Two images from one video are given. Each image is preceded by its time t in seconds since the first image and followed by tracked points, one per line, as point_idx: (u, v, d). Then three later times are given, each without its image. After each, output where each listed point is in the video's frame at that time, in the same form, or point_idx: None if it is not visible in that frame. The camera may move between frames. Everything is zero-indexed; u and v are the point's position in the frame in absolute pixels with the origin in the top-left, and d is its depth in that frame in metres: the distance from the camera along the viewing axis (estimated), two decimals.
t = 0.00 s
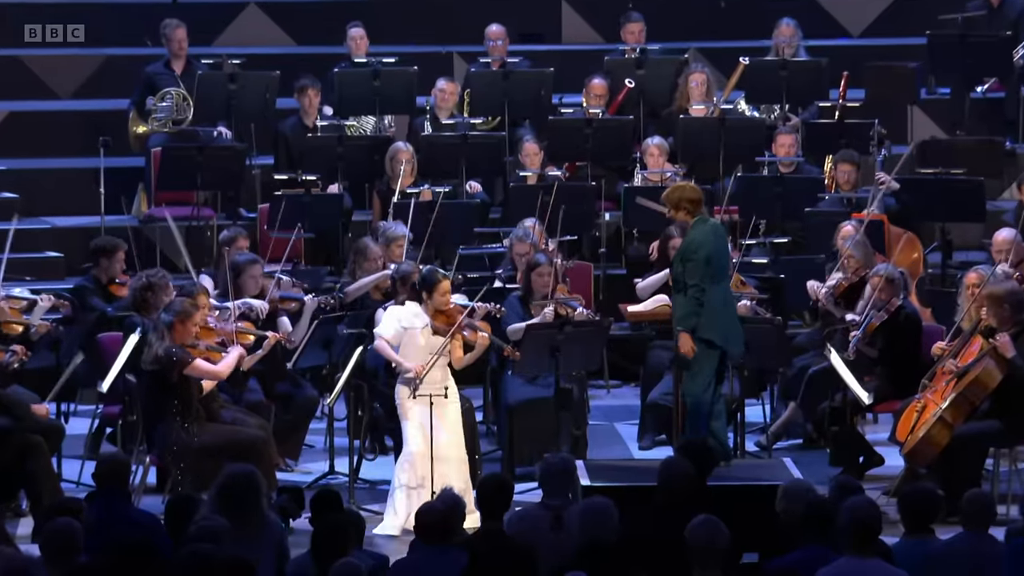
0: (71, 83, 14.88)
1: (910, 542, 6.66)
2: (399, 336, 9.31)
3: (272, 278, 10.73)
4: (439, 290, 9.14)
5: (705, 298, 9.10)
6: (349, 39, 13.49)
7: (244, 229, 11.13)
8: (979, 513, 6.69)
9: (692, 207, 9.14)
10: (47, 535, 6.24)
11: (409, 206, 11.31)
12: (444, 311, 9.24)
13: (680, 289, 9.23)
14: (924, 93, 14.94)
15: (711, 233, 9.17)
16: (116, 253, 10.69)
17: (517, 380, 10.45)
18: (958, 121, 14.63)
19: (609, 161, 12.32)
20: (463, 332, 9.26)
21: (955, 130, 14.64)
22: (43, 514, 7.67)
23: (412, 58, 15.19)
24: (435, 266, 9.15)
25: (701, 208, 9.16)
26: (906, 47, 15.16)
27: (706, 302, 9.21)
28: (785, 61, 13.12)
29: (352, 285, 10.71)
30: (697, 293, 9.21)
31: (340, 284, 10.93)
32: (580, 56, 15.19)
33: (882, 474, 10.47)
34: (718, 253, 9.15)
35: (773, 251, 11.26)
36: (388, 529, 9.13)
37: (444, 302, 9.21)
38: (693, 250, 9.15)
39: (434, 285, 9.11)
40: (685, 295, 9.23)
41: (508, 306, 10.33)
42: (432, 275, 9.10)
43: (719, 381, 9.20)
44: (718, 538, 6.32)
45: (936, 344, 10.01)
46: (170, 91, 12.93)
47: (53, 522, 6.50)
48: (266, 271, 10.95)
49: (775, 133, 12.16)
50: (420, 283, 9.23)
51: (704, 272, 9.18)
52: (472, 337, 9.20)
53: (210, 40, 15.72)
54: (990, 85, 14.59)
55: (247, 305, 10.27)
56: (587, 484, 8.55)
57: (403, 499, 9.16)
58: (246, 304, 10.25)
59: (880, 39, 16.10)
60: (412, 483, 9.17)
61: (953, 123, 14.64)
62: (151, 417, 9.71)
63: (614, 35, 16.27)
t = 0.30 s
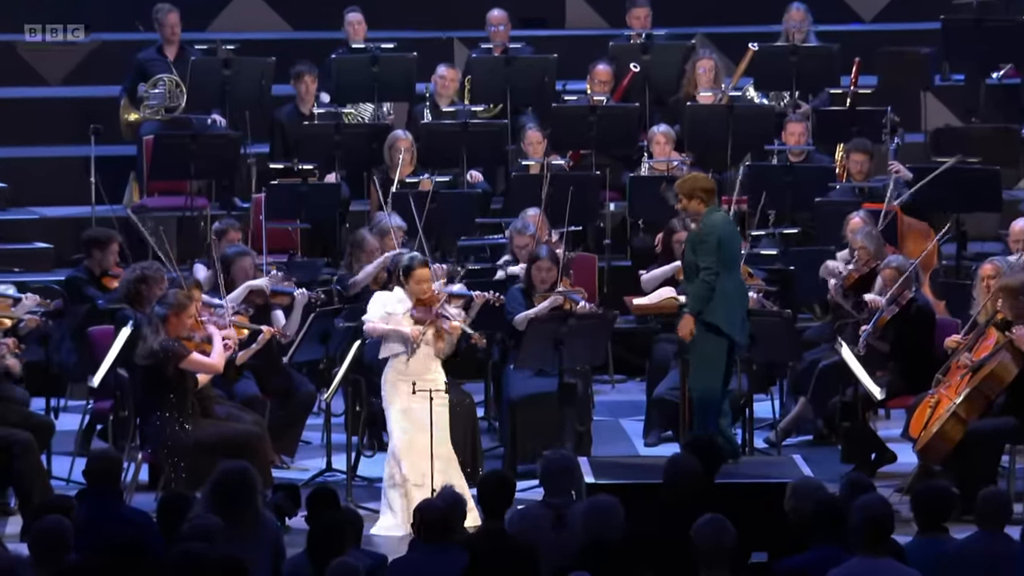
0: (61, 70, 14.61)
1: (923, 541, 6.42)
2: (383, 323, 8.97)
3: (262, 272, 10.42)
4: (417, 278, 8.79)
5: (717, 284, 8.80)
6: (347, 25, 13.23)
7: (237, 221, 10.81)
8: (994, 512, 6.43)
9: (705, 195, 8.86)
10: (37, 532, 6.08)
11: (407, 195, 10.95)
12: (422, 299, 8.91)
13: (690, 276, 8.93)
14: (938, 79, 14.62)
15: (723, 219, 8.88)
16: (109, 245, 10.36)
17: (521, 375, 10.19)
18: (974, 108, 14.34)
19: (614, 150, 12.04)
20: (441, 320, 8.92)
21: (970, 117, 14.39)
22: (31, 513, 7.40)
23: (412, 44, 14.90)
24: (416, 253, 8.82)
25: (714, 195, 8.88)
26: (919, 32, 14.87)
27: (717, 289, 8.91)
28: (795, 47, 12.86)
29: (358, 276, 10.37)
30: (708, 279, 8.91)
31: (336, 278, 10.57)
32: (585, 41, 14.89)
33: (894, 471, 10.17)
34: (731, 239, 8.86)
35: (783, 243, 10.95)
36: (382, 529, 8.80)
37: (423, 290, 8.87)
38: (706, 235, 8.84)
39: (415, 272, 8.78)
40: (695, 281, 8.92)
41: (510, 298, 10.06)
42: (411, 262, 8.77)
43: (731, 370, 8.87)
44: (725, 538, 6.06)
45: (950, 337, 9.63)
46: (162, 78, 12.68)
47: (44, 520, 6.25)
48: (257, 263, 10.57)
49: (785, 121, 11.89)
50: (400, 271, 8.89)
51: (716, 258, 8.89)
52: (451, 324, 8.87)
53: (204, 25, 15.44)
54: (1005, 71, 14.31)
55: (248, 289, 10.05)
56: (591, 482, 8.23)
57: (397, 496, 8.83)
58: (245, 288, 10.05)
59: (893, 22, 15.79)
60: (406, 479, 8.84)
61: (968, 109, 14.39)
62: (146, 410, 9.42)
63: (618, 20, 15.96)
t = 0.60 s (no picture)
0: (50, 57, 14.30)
1: (937, 540, 6.16)
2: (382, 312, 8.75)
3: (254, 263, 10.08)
4: (409, 268, 8.51)
5: (715, 269, 8.48)
6: (345, 12, 12.97)
7: (233, 212, 10.57)
8: (1011, 510, 6.18)
9: (712, 180, 8.57)
10: (26, 532, 5.81)
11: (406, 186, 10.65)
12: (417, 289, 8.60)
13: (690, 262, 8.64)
14: (953, 67, 14.35)
15: (728, 205, 8.59)
16: (103, 238, 10.01)
17: (523, 371, 9.93)
18: (989, 96, 14.08)
19: (619, 139, 11.78)
20: (435, 311, 8.59)
21: (985, 105, 14.12)
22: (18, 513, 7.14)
23: (412, 30, 14.62)
24: (409, 242, 8.53)
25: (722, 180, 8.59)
26: (933, 18, 14.59)
27: (715, 277, 8.60)
28: (805, 33, 12.61)
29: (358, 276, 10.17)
30: (706, 266, 8.61)
31: (335, 271, 10.35)
32: (590, 28, 14.60)
33: (907, 469, 9.87)
34: (734, 225, 8.55)
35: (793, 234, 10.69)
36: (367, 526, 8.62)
37: (416, 280, 8.56)
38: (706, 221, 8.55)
39: (406, 261, 8.50)
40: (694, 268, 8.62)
41: (512, 292, 9.77)
42: (402, 251, 8.49)
43: (735, 360, 8.53)
44: (733, 537, 5.84)
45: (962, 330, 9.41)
46: (155, 65, 12.36)
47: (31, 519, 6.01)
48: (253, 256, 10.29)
49: (795, 109, 11.63)
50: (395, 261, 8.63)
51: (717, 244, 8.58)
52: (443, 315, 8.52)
53: (197, 11, 15.18)
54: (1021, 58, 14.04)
55: (245, 288, 9.75)
56: (595, 480, 7.95)
57: (384, 490, 8.64)
58: (243, 288, 9.74)
59: (904, 8, 15.51)
60: (397, 472, 8.64)
61: (983, 98, 14.12)
62: (138, 407, 9.15)
63: (623, 6, 15.68)
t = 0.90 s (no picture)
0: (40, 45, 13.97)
1: (953, 541, 5.88)
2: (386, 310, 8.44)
3: (254, 254, 9.88)
4: (418, 258, 8.18)
5: (727, 269, 8.15)
6: None
7: (230, 203, 10.28)
8: None
9: (721, 176, 8.24)
10: (15, 532, 5.54)
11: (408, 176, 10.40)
12: (423, 281, 8.27)
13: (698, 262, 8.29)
14: (969, 53, 14.10)
15: (738, 203, 8.27)
16: (96, 229, 9.82)
17: (526, 366, 9.64)
18: (1006, 83, 13.81)
19: (625, 128, 11.51)
20: (441, 302, 8.26)
21: (1001, 92, 13.87)
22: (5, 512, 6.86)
23: (412, 15, 14.34)
24: (417, 232, 8.20)
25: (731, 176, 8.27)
26: (947, 3, 14.32)
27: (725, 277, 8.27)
28: (817, 19, 12.35)
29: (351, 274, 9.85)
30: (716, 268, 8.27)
31: (333, 262, 10.08)
32: (595, 14, 14.31)
33: (923, 467, 9.60)
34: (745, 223, 8.22)
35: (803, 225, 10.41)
36: (369, 527, 8.37)
37: (425, 270, 8.24)
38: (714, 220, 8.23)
39: (415, 251, 8.16)
40: (704, 267, 8.28)
41: (516, 285, 9.47)
42: (411, 241, 8.15)
43: (748, 359, 8.21)
44: (742, 536, 5.65)
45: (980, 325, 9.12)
46: (148, 52, 12.14)
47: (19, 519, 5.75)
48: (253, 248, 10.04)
49: (806, 96, 11.36)
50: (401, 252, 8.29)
51: (727, 243, 8.25)
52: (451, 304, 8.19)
53: None
54: None
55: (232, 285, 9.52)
56: (602, 479, 7.62)
57: (387, 489, 8.37)
58: (227, 284, 9.49)
59: None
60: (399, 469, 8.38)
61: (1000, 85, 13.87)
62: (131, 402, 8.81)
63: None
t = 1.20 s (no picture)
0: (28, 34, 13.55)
1: (968, 542, 5.64)
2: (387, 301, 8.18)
3: (253, 246, 9.60)
4: (416, 249, 7.94)
5: (733, 259, 7.82)
6: None
7: (226, 193, 10.06)
8: None
9: (729, 164, 7.93)
10: (4, 532, 5.30)
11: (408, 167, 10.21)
12: (423, 272, 8.03)
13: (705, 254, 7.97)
14: (985, 40, 13.86)
15: (747, 192, 7.95)
16: (85, 220, 9.57)
17: (530, 362, 9.37)
18: None
19: (632, 117, 11.23)
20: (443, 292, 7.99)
21: (1019, 80, 13.64)
22: None
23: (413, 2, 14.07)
24: (414, 222, 7.98)
25: (740, 165, 7.97)
26: None
27: (733, 269, 7.93)
28: (829, 4, 12.12)
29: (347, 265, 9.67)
30: (722, 259, 7.94)
31: (329, 256, 9.87)
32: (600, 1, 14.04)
33: (938, 466, 9.31)
34: (753, 213, 7.90)
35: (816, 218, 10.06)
36: (369, 527, 8.15)
37: (424, 262, 8.00)
38: (719, 209, 7.92)
39: (411, 241, 7.94)
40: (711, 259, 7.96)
41: (518, 279, 9.23)
42: (408, 231, 7.94)
43: (760, 353, 7.84)
44: (751, 537, 5.44)
45: (998, 320, 8.79)
46: (140, 38, 11.93)
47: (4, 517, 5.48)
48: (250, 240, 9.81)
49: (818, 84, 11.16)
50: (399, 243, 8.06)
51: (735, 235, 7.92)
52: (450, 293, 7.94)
53: None
54: None
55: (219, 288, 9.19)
56: (607, 478, 7.34)
57: (388, 489, 8.10)
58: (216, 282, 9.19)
59: None
60: (400, 468, 8.10)
61: (1017, 73, 13.64)
62: (123, 398, 8.57)
63: None
